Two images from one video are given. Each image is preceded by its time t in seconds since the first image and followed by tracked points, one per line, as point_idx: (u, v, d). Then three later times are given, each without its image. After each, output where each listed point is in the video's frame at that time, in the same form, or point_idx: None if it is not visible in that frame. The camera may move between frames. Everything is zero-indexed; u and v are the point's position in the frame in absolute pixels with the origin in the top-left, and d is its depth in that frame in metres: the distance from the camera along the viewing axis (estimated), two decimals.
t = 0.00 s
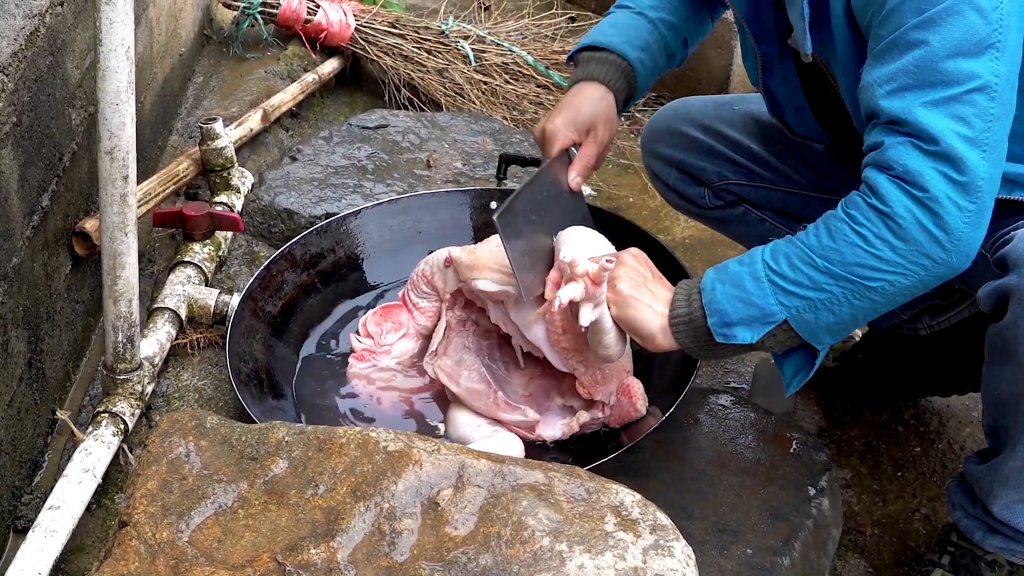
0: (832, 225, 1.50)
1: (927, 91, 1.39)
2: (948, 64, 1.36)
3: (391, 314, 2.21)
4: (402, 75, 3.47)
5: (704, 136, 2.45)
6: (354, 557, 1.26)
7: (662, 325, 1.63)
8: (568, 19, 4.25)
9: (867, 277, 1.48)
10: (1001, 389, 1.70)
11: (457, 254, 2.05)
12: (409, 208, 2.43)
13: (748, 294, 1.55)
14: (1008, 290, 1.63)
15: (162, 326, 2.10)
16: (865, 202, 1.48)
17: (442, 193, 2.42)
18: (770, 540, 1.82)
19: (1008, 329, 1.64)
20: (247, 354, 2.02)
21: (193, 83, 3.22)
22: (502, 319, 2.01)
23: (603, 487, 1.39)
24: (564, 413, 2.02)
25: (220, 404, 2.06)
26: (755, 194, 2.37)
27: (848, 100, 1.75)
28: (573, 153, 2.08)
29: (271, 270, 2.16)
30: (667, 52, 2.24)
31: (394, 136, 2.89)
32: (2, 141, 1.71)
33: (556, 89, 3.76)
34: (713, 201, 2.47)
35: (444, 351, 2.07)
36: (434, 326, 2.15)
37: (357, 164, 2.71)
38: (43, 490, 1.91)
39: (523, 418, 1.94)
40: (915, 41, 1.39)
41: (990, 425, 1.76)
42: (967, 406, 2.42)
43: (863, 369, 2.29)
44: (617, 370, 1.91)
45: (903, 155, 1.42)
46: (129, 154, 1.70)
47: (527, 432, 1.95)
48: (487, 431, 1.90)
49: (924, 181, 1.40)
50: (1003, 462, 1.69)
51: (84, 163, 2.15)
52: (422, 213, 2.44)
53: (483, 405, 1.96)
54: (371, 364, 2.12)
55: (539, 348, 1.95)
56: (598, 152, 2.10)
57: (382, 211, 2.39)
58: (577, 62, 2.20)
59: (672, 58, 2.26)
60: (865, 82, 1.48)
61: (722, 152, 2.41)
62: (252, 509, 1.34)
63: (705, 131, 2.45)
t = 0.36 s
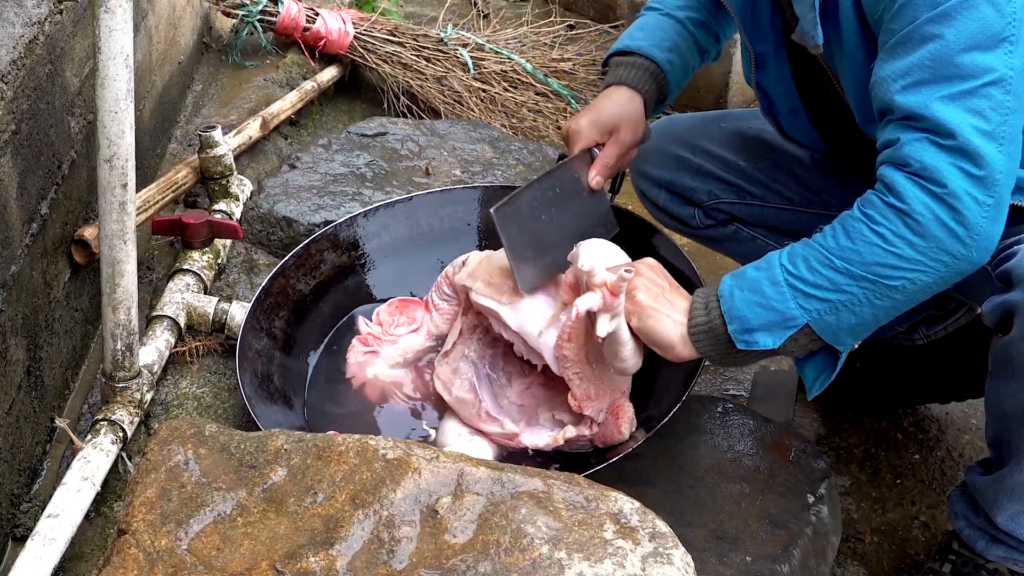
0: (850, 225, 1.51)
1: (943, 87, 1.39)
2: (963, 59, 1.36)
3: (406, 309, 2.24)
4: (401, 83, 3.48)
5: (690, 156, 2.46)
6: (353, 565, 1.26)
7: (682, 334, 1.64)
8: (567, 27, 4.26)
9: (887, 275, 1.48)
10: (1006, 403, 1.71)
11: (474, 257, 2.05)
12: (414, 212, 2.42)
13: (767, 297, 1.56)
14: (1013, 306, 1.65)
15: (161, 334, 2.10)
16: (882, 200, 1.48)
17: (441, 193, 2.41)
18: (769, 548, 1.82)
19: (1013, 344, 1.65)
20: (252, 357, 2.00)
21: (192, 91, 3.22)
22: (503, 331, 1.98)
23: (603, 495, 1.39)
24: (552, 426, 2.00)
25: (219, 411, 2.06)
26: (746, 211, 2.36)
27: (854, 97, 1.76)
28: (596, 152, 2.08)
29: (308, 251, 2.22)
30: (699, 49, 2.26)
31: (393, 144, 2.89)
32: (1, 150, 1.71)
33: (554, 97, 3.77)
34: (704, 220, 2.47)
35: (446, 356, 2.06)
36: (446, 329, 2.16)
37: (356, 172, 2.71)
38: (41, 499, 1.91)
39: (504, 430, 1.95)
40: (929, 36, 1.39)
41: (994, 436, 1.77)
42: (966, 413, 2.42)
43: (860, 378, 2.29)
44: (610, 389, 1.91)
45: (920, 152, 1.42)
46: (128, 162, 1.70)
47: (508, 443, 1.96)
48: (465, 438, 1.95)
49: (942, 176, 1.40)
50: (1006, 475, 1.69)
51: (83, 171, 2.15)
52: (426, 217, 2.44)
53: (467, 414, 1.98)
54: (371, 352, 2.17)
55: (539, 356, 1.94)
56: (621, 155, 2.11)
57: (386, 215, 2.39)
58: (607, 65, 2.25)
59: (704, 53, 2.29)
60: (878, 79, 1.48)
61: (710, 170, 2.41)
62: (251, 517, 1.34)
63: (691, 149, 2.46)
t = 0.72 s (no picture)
0: (871, 227, 1.51)
1: (960, 87, 1.37)
2: (977, 59, 1.35)
3: (407, 316, 2.24)
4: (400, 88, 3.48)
5: (690, 164, 2.45)
6: (353, 570, 1.26)
7: (705, 340, 1.64)
8: (566, 33, 4.26)
9: (909, 276, 1.48)
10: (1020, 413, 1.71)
11: (483, 263, 2.07)
12: (414, 217, 2.42)
13: (790, 301, 1.56)
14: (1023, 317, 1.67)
15: (160, 340, 2.10)
16: (903, 201, 1.48)
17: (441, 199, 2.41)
18: (769, 554, 1.82)
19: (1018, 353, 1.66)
20: (252, 362, 2.00)
21: (191, 97, 3.23)
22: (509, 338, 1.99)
23: (602, 500, 1.39)
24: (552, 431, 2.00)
25: (218, 417, 2.06)
26: (746, 219, 2.37)
27: (863, 94, 1.75)
28: (594, 177, 2.10)
29: (307, 256, 2.21)
30: (683, 67, 2.25)
31: (392, 149, 2.89)
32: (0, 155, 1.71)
33: (553, 102, 3.77)
34: (702, 228, 2.47)
35: (451, 356, 2.07)
36: (448, 337, 2.15)
37: (355, 178, 2.71)
38: (41, 504, 1.91)
39: (503, 434, 1.93)
40: (943, 37, 1.37)
41: (1002, 445, 1.78)
42: (965, 419, 2.42)
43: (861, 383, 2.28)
44: (614, 395, 1.91)
45: (939, 153, 1.41)
46: (127, 167, 1.70)
47: (507, 448, 1.93)
48: (465, 442, 1.93)
49: (963, 176, 1.39)
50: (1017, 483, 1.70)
51: (83, 177, 2.15)
52: (425, 222, 2.43)
53: (467, 417, 1.97)
54: (373, 360, 2.15)
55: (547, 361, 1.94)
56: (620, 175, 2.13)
57: (385, 221, 2.39)
58: (595, 82, 2.22)
59: (688, 69, 2.28)
60: (893, 80, 1.47)
61: (709, 178, 2.41)
62: (250, 522, 1.34)
63: (691, 156, 2.45)
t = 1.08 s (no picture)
0: (906, 231, 1.49)
1: (991, 93, 1.38)
2: (1007, 66, 1.35)
3: (411, 313, 2.26)
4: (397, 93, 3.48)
5: (679, 175, 2.46)
6: None
7: (741, 345, 1.64)
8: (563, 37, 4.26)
9: (947, 280, 1.47)
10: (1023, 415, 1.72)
11: (497, 266, 2.12)
12: (426, 219, 2.41)
13: (828, 307, 1.54)
14: None
15: (157, 345, 2.10)
16: (937, 206, 1.46)
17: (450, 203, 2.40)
18: (766, 558, 1.82)
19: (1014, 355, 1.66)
20: (255, 351, 2.02)
21: (188, 102, 3.23)
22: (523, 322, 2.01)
23: (600, 505, 1.39)
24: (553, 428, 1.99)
25: (215, 422, 2.06)
26: (739, 227, 2.38)
27: (870, 92, 1.77)
28: (599, 152, 2.09)
29: (318, 250, 2.23)
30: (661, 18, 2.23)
31: (389, 154, 2.89)
32: None
33: (551, 107, 3.77)
34: (694, 238, 2.47)
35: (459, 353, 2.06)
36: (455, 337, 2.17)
37: (352, 182, 2.71)
38: (38, 510, 1.90)
39: (502, 429, 1.93)
40: (971, 44, 1.38)
41: (1011, 447, 1.81)
42: (962, 423, 2.42)
43: (855, 387, 2.28)
44: (620, 396, 1.92)
45: (973, 158, 1.40)
46: (124, 173, 1.70)
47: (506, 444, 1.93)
48: (465, 438, 1.92)
49: (996, 179, 1.38)
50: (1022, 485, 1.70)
51: (80, 182, 2.15)
52: (437, 226, 2.43)
53: (467, 411, 1.96)
54: (373, 353, 2.14)
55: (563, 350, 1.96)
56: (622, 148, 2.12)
57: (396, 222, 2.38)
58: (582, 46, 2.16)
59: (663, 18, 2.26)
60: (923, 87, 1.48)
61: (700, 188, 2.41)
62: (248, 528, 1.33)
63: (680, 166, 2.47)
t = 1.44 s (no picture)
0: (929, 233, 1.55)
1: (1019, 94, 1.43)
2: None
3: (423, 310, 2.27)
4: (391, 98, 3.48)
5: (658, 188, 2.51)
6: None
7: (768, 346, 1.69)
8: (557, 42, 4.27)
9: (969, 279, 1.54)
10: None
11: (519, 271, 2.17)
12: (428, 227, 2.41)
13: (854, 310, 1.61)
14: None
15: (152, 351, 2.10)
16: (958, 208, 1.53)
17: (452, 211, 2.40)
18: (761, 562, 1.82)
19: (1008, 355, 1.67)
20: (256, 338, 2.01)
21: (182, 108, 3.22)
22: (541, 318, 2.02)
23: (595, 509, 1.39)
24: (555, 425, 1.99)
25: (210, 428, 2.05)
26: (720, 238, 2.46)
27: (888, 94, 1.79)
28: (609, 200, 2.03)
29: (319, 248, 2.23)
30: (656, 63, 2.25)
31: (384, 159, 2.89)
32: None
33: (545, 112, 3.78)
34: (675, 251, 2.54)
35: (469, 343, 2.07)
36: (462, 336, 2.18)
37: (346, 188, 2.71)
38: (32, 516, 1.89)
39: (500, 417, 1.92)
40: (1005, 44, 1.43)
41: (1006, 449, 1.79)
42: (956, 426, 2.43)
43: (847, 392, 2.30)
44: (627, 397, 1.94)
45: (999, 161, 1.47)
46: (118, 178, 1.70)
47: (502, 433, 1.92)
48: (466, 429, 1.91)
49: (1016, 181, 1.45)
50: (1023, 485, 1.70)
51: (74, 189, 2.15)
52: (438, 234, 2.43)
53: (469, 397, 1.96)
54: (380, 339, 2.16)
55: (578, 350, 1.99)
56: (633, 194, 2.07)
57: (398, 228, 2.38)
58: (585, 98, 2.14)
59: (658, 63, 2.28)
60: (953, 85, 1.53)
61: (680, 202, 2.48)
62: (242, 534, 1.33)
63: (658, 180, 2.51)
